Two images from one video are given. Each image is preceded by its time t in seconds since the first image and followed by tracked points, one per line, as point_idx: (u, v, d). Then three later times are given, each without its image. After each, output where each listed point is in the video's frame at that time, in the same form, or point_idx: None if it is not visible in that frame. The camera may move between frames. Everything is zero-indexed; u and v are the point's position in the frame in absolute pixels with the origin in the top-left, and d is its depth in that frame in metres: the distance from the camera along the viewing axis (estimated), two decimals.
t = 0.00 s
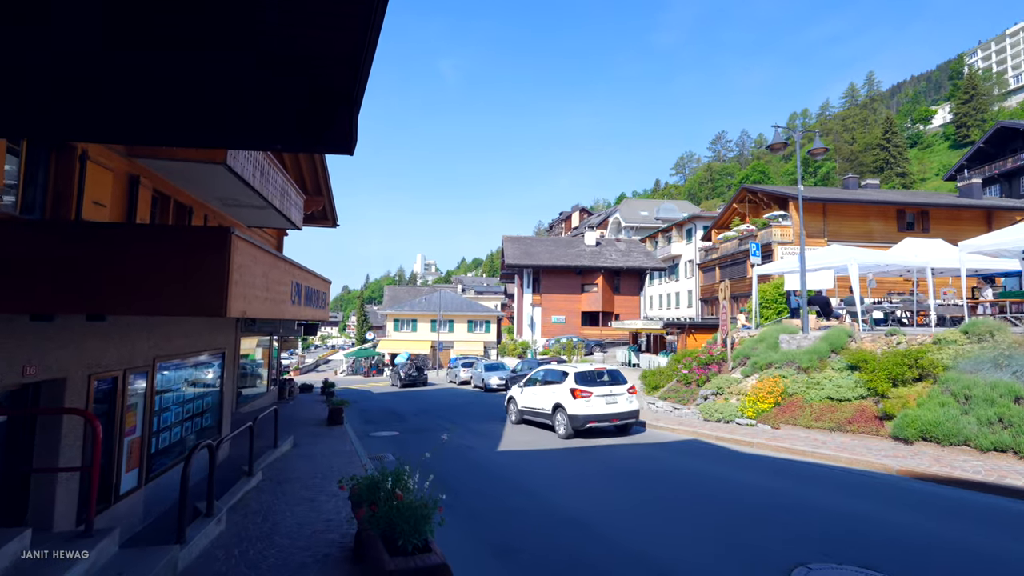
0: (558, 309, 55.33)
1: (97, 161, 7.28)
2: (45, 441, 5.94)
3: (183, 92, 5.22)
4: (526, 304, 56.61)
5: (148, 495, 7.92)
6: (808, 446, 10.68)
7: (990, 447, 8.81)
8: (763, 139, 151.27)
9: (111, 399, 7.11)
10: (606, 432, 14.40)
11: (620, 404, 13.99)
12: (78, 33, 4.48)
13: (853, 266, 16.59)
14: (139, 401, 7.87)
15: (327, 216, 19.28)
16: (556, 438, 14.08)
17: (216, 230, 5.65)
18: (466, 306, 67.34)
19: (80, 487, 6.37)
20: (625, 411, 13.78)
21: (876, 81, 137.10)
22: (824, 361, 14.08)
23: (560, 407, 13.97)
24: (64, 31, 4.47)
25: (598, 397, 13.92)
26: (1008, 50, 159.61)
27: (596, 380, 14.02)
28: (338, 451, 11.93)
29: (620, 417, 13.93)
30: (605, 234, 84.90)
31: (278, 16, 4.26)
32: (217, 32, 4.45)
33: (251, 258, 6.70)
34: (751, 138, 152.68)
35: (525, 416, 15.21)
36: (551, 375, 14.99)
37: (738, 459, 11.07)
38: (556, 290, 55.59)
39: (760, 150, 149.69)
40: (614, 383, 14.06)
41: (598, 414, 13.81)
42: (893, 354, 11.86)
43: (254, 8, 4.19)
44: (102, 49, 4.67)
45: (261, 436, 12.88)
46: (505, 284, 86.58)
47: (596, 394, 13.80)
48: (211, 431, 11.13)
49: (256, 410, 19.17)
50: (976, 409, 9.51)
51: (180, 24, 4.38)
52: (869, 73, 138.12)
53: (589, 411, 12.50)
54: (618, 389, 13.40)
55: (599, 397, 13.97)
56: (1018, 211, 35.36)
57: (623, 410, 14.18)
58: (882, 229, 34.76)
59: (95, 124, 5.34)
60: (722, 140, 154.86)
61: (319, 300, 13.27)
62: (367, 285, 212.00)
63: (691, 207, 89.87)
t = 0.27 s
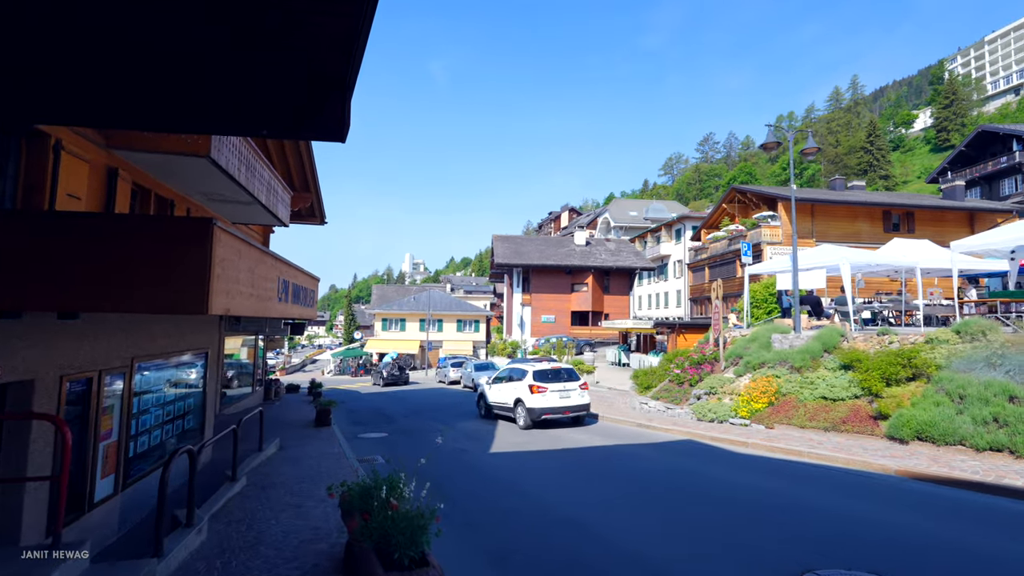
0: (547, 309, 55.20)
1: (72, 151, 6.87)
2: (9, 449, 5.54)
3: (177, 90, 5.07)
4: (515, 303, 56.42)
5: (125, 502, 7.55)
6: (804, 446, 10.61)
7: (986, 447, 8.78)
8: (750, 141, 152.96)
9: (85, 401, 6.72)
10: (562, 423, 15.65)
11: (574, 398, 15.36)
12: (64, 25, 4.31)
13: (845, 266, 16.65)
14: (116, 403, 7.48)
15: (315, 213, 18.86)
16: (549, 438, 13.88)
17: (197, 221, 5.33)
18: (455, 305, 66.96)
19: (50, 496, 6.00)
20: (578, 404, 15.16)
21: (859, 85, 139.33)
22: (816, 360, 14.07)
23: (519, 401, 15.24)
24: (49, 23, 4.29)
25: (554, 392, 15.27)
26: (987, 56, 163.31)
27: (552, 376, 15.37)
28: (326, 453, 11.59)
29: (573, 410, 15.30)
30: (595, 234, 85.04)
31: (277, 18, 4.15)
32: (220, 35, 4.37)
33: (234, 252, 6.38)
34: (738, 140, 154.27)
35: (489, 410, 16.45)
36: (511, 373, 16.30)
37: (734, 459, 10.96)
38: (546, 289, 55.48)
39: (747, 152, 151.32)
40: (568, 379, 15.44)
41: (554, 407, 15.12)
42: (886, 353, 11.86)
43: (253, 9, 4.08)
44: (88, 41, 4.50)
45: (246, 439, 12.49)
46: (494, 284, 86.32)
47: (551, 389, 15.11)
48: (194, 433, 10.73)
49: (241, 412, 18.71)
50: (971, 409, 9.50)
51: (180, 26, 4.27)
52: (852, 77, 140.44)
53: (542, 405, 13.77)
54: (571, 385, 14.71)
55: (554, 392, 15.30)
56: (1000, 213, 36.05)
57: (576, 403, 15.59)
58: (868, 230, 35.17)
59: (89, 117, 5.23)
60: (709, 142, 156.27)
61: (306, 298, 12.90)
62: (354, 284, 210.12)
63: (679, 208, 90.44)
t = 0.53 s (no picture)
0: (531, 309, 55.05)
1: (32, 141, 6.41)
2: None
3: (164, 89, 4.94)
4: (499, 303, 56.17)
5: (88, 513, 7.08)
6: (791, 446, 10.60)
7: (970, 445, 8.85)
8: (730, 144, 155.37)
9: (45, 408, 6.26)
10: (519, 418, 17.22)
11: (528, 394, 17.12)
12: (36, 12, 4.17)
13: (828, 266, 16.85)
14: (79, 408, 7.01)
15: (295, 211, 18.33)
16: (535, 440, 13.68)
17: (166, 213, 4.98)
18: (438, 305, 66.38)
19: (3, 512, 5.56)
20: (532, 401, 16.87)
21: (835, 90, 142.58)
22: (801, 359, 14.16)
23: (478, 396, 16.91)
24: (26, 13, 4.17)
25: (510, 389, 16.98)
26: (955, 65, 168.74)
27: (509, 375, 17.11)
28: (305, 459, 11.20)
29: (528, 405, 17.09)
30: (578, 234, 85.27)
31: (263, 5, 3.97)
32: (216, 35, 4.28)
33: (207, 247, 6.03)
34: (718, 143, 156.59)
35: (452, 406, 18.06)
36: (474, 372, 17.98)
37: (721, 460, 10.90)
38: (530, 289, 55.34)
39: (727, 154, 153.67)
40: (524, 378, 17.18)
41: (510, 402, 16.82)
42: (870, 352, 11.96)
43: None
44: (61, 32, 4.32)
45: (221, 444, 12.00)
46: (478, 284, 85.85)
47: (507, 386, 16.86)
48: (165, 439, 10.23)
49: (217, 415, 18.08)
50: (954, 407, 9.58)
51: (178, 27, 4.20)
52: (828, 83, 143.78)
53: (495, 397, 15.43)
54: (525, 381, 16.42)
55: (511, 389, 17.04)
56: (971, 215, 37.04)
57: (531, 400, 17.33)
58: (846, 231, 35.86)
59: (71, 111, 5.11)
60: (691, 144, 158.27)
61: (285, 297, 12.44)
62: (335, 284, 207.06)
63: (661, 208, 91.27)
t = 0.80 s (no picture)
0: (511, 308, 54.87)
1: None
2: None
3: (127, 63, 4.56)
4: (478, 302, 55.81)
5: (36, 526, 6.55)
6: (773, 443, 10.63)
7: (945, 440, 8.98)
8: (705, 147, 158.18)
9: None
10: (478, 413, 18.61)
11: (483, 391, 18.92)
12: None
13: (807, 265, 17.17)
14: (28, 412, 6.46)
15: (268, 206, 17.67)
16: (517, 439, 13.46)
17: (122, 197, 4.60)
18: (416, 304, 65.61)
19: None
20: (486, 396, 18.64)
21: (806, 96, 146.68)
22: (779, 357, 14.32)
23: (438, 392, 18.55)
24: None
25: (467, 386, 18.76)
26: (918, 74, 175.61)
27: (466, 373, 18.85)
28: (278, 463, 10.72)
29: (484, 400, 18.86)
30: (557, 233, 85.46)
31: None
32: None
33: (166, 236, 5.62)
34: (694, 145, 159.25)
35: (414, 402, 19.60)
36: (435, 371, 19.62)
37: (704, 458, 10.87)
38: (509, 288, 55.12)
39: (703, 157, 156.40)
40: (480, 376, 18.93)
41: (467, 397, 18.56)
42: (847, 350, 12.14)
43: None
44: None
45: (187, 448, 11.40)
46: (456, 283, 85.21)
47: (465, 383, 18.62)
48: (126, 443, 9.65)
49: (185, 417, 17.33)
50: (930, 403, 9.72)
51: None
52: (799, 89, 147.76)
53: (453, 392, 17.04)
54: (481, 378, 18.18)
55: (468, 386, 18.83)
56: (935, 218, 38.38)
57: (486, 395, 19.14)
58: (819, 232, 36.72)
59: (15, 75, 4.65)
60: (667, 146, 160.54)
61: (256, 294, 11.90)
62: (310, 282, 203.04)
63: (639, 209, 92.27)
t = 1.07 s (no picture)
0: (488, 308, 54.56)
1: None
2: None
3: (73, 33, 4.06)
4: (456, 301, 55.36)
5: None
6: (753, 443, 10.65)
7: (919, 438, 9.12)
8: (680, 149, 160.95)
9: None
10: (455, 415, 18.28)
11: (442, 389, 20.14)
12: None
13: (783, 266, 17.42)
14: None
15: (238, 202, 16.97)
16: (496, 441, 13.20)
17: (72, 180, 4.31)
18: (393, 303, 64.64)
19: None
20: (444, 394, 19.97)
21: (776, 102, 150.73)
22: (757, 356, 14.46)
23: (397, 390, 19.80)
24: None
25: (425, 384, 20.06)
26: (881, 84, 182.57)
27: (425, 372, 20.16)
28: (247, 469, 10.20)
29: (442, 398, 20.11)
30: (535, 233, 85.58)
31: None
32: None
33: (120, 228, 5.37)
34: (669, 148, 161.91)
35: (377, 400, 20.79)
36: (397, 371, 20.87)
37: (685, 458, 10.83)
38: (487, 288, 54.75)
39: (677, 159, 159.09)
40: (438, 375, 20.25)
41: (426, 396, 19.73)
42: (823, 349, 12.33)
43: None
44: None
45: (148, 456, 10.76)
46: (433, 283, 84.40)
47: (424, 382, 19.78)
48: (81, 450, 9.05)
49: (147, 422, 16.48)
50: (904, 401, 9.87)
51: None
52: (770, 95, 151.73)
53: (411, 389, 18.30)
54: (439, 378, 19.42)
55: (427, 384, 20.02)
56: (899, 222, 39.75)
57: (444, 393, 20.44)
58: (791, 234, 37.63)
59: None
60: (643, 148, 162.73)
61: (223, 292, 11.30)
62: (282, 281, 198.35)
63: (616, 210, 93.11)
